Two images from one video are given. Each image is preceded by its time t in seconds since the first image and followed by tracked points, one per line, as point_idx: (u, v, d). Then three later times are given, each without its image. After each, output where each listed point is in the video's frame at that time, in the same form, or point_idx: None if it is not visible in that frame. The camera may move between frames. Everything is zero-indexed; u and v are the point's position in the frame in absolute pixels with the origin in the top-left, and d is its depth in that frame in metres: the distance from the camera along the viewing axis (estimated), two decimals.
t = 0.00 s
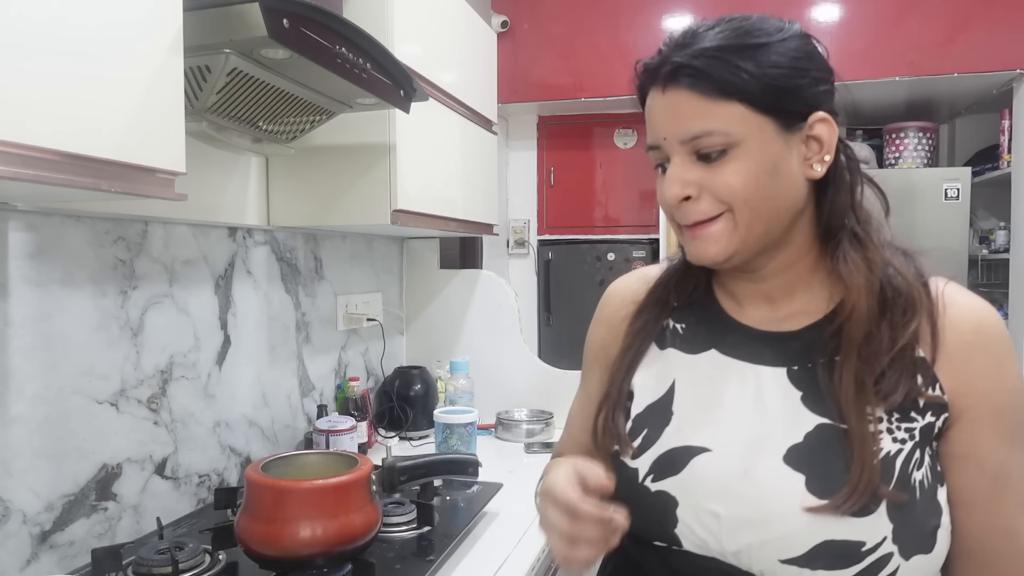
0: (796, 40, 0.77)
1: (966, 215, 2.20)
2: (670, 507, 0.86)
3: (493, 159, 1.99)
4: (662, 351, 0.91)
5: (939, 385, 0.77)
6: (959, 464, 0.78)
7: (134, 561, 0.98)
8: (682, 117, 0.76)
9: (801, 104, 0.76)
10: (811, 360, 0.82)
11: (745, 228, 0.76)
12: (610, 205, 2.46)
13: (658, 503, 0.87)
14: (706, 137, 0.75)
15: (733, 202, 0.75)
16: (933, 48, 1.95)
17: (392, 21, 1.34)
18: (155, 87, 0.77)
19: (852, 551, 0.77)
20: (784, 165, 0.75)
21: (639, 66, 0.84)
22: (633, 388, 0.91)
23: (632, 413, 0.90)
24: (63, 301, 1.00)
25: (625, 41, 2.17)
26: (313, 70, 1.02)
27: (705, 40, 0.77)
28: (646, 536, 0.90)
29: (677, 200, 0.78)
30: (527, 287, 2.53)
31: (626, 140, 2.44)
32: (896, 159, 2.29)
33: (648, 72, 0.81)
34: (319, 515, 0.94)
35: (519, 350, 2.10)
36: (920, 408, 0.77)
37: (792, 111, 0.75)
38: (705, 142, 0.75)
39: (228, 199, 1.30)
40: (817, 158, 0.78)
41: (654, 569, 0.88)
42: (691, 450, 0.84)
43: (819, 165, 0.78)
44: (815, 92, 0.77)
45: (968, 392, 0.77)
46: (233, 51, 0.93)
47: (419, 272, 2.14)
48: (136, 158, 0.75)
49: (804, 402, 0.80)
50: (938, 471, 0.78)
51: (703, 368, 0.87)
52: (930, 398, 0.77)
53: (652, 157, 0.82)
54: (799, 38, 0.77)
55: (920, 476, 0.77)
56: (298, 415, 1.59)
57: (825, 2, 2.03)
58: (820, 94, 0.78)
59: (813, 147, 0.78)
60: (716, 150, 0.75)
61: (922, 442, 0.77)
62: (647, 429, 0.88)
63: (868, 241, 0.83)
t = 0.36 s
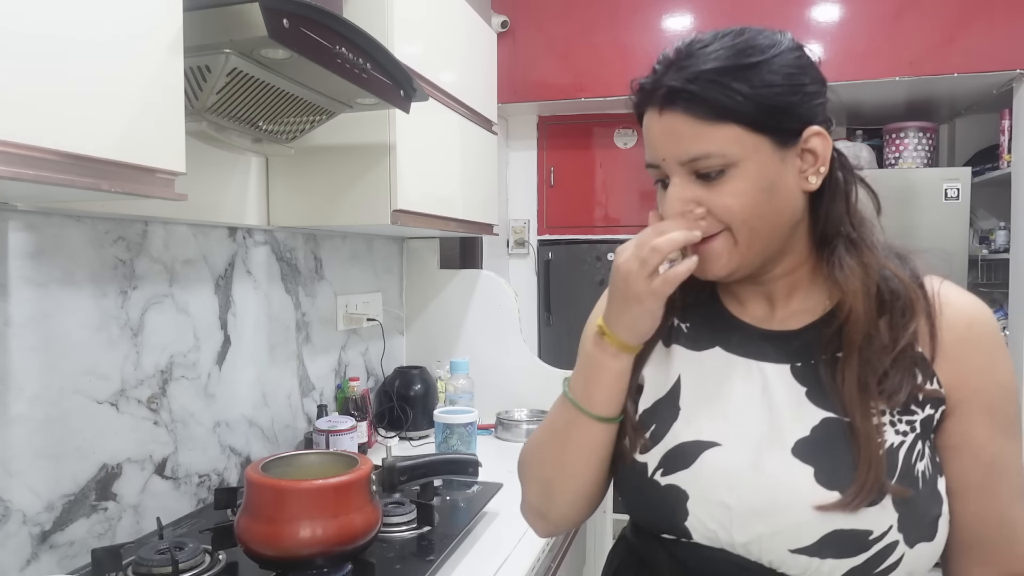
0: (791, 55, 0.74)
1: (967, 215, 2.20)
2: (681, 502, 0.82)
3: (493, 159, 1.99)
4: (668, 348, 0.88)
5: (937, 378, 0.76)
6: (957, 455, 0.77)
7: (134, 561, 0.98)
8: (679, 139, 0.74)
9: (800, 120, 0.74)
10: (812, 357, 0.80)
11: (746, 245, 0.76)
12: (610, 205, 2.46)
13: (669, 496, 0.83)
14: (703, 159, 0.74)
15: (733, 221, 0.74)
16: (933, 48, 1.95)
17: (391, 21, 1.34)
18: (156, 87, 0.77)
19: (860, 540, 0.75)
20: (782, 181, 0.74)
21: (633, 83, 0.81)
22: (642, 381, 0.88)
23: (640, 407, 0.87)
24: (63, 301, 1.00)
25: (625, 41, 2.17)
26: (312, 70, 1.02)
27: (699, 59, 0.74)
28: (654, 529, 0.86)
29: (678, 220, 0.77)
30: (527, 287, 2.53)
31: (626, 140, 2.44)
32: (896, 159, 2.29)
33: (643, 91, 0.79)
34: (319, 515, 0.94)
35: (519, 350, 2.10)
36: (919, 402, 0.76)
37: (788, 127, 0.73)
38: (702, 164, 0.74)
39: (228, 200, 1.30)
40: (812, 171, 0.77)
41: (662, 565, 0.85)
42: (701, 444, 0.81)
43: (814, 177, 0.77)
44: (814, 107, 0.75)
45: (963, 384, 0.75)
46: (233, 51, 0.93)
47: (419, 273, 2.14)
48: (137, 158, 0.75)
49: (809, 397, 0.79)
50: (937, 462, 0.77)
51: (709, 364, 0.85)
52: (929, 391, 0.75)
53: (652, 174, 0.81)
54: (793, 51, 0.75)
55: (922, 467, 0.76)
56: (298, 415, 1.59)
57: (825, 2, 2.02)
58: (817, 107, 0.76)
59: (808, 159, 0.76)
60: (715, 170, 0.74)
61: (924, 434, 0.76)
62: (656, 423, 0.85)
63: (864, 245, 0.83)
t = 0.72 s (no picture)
0: (743, 67, 0.70)
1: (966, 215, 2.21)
2: (652, 501, 0.76)
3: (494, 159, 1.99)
4: (627, 351, 0.82)
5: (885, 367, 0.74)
6: (902, 441, 0.75)
7: (134, 561, 0.98)
8: (634, 149, 0.70)
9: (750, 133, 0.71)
10: (770, 352, 0.77)
11: (700, 253, 0.72)
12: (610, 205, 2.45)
13: (639, 498, 0.77)
14: (658, 170, 0.69)
15: (687, 230, 0.70)
16: (933, 48, 1.95)
17: (391, 20, 1.34)
18: (155, 87, 0.77)
19: (827, 525, 0.72)
20: (734, 190, 0.71)
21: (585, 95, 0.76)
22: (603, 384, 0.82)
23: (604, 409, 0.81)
24: (63, 301, 1.00)
25: (625, 41, 2.17)
26: (313, 70, 1.02)
27: (653, 69, 0.70)
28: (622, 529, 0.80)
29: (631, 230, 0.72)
30: (526, 287, 2.53)
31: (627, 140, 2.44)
32: (896, 159, 2.29)
33: (596, 102, 0.73)
34: (319, 514, 0.94)
35: (519, 350, 2.10)
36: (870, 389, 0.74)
37: (738, 136, 0.70)
38: (657, 174, 0.69)
39: (228, 200, 1.30)
40: (760, 178, 0.74)
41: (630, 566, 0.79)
42: (670, 441, 0.76)
43: (762, 185, 0.74)
44: (762, 121, 0.72)
45: (908, 371, 0.74)
46: (232, 51, 0.93)
47: (419, 273, 2.14)
48: (137, 159, 0.75)
49: (769, 390, 0.75)
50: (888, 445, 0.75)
51: (670, 365, 0.79)
52: (879, 377, 0.73)
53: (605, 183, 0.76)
54: (743, 61, 0.71)
55: (877, 451, 0.73)
56: (298, 415, 1.59)
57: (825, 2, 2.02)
58: (766, 120, 0.73)
59: (756, 167, 0.73)
60: (669, 182, 0.70)
61: (877, 420, 0.74)
62: (622, 425, 0.79)
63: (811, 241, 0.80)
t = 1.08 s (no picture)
0: (672, 70, 0.72)
1: (966, 214, 2.21)
2: (596, 503, 0.76)
3: (494, 159, 1.99)
4: (565, 358, 0.82)
5: (811, 360, 0.74)
6: (827, 429, 0.76)
7: (134, 561, 0.98)
8: (566, 148, 0.71)
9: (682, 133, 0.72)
10: (700, 351, 0.77)
11: (625, 253, 0.72)
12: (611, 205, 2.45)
13: (582, 500, 0.77)
14: (589, 168, 0.70)
15: (617, 229, 0.70)
16: (932, 48, 1.95)
17: (391, 21, 1.34)
18: (156, 88, 0.78)
19: (761, 516, 0.71)
20: (661, 190, 0.71)
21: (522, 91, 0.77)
22: (541, 390, 0.82)
23: (545, 417, 0.81)
24: (63, 301, 1.00)
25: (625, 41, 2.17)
26: (314, 70, 1.02)
27: (585, 67, 0.70)
28: (569, 533, 0.80)
29: (561, 227, 0.72)
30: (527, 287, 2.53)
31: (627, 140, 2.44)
32: (896, 159, 2.29)
33: (530, 99, 0.74)
34: (319, 514, 0.94)
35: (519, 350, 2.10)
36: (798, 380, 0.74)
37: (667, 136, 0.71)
38: (588, 172, 0.70)
39: (228, 200, 1.30)
40: (689, 178, 0.74)
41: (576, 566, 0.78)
42: (610, 445, 0.75)
43: (691, 185, 0.75)
44: (691, 123, 0.73)
45: (832, 360, 0.75)
46: (233, 51, 0.93)
47: (419, 273, 2.14)
48: (137, 159, 0.75)
49: (702, 388, 0.75)
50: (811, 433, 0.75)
51: (610, 371, 0.79)
52: (804, 369, 0.74)
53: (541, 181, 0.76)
54: (673, 62, 0.73)
55: (803, 439, 0.74)
56: (298, 415, 1.59)
57: (825, 2, 2.02)
58: (696, 121, 0.74)
59: (685, 168, 0.74)
60: (600, 180, 0.70)
61: (802, 409, 0.74)
62: (564, 431, 0.79)
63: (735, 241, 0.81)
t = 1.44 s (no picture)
0: (628, 75, 0.71)
1: (966, 215, 2.21)
2: (583, 506, 0.75)
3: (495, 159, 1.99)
4: (541, 361, 0.81)
5: (783, 352, 0.75)
6: (805, 420, 0.76)
7: (134, 561, 0.98)
8: (522, 156, 0.70)
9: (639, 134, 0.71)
10: (671, 351, 0.77)
11: (586, 258, 0.71)
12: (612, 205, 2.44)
13: (568, 505, 0.76)
14: (545, 176, 0.69)
15: (575, 235, 0.70)
16: (933, 48, 1.95)
17: (392, 21, 1.34)
18: (155, 88, 0.78)
19: (746, 511, 0.71)
20: (619, 194, 0.71)
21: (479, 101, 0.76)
22: (520, 393, 0.81)
23: (524, 422, 0.80)
24: (63, 301, 1.00)
25: (626, 41, 2.16)
26: (314, 70, 1.02)
27: (539, 74, 0.70)
28: (557, 538, 0.78)
29: (521, 234, 0.72)
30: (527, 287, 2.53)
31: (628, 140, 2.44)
32: (896, 159, 2.29)
33: (487, 109, 0.73)
34: (319, 514, 0.94)
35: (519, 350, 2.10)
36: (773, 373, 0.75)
37: (622, 140, 0.70)
38: (545, 180, 0.69)
39: (229, 200, 1.30)
40: (647, 180, 0.73)
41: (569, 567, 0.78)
42: (591, 449, 0.75)
43: (649, 187, 0.74)
44: (647, 124, 0.72)
45: (806, 350, 0.75)
46: (232, 51, 0.93)
47: (419, 273, 2.14)
48: (137, 159, 0.75)
49: (680, 387, 0.75)
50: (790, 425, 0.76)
51: (590, 373, 0.78)
52: (778, 361, 0.75)
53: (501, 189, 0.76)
54: (626, 65, 0.72)
55: (783, 432, 0.74)
56: (298, 415, 1.59)
57: (825, 2, 2.02)
58: (652, 122, 0.74)
59: (642, 171, 0.73)
60: (558, 186, 0.70)
61: (780, 401, 0.75)
62: (545, 436, 0.78)
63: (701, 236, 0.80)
